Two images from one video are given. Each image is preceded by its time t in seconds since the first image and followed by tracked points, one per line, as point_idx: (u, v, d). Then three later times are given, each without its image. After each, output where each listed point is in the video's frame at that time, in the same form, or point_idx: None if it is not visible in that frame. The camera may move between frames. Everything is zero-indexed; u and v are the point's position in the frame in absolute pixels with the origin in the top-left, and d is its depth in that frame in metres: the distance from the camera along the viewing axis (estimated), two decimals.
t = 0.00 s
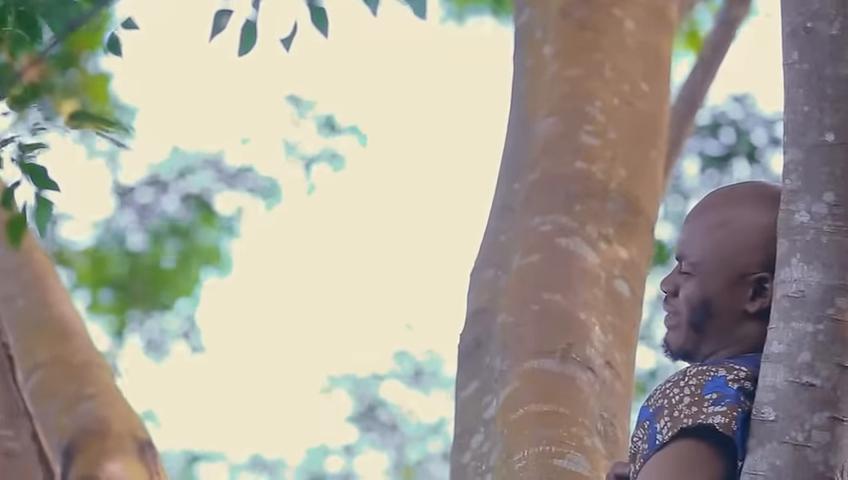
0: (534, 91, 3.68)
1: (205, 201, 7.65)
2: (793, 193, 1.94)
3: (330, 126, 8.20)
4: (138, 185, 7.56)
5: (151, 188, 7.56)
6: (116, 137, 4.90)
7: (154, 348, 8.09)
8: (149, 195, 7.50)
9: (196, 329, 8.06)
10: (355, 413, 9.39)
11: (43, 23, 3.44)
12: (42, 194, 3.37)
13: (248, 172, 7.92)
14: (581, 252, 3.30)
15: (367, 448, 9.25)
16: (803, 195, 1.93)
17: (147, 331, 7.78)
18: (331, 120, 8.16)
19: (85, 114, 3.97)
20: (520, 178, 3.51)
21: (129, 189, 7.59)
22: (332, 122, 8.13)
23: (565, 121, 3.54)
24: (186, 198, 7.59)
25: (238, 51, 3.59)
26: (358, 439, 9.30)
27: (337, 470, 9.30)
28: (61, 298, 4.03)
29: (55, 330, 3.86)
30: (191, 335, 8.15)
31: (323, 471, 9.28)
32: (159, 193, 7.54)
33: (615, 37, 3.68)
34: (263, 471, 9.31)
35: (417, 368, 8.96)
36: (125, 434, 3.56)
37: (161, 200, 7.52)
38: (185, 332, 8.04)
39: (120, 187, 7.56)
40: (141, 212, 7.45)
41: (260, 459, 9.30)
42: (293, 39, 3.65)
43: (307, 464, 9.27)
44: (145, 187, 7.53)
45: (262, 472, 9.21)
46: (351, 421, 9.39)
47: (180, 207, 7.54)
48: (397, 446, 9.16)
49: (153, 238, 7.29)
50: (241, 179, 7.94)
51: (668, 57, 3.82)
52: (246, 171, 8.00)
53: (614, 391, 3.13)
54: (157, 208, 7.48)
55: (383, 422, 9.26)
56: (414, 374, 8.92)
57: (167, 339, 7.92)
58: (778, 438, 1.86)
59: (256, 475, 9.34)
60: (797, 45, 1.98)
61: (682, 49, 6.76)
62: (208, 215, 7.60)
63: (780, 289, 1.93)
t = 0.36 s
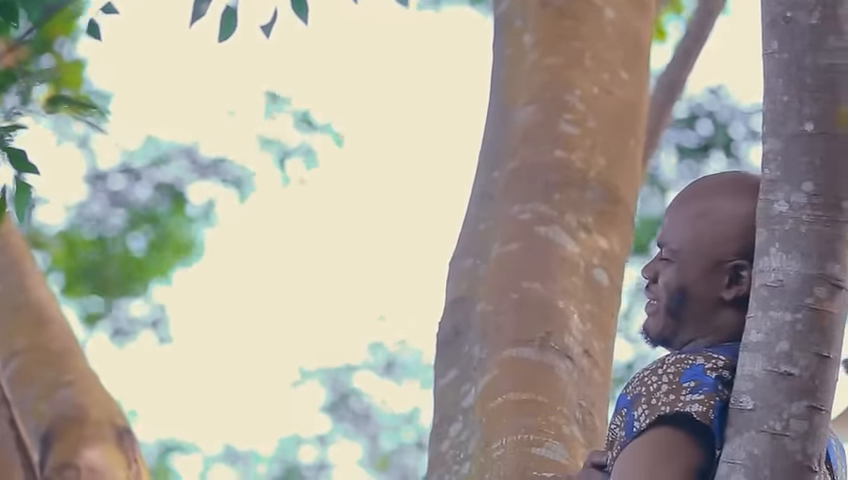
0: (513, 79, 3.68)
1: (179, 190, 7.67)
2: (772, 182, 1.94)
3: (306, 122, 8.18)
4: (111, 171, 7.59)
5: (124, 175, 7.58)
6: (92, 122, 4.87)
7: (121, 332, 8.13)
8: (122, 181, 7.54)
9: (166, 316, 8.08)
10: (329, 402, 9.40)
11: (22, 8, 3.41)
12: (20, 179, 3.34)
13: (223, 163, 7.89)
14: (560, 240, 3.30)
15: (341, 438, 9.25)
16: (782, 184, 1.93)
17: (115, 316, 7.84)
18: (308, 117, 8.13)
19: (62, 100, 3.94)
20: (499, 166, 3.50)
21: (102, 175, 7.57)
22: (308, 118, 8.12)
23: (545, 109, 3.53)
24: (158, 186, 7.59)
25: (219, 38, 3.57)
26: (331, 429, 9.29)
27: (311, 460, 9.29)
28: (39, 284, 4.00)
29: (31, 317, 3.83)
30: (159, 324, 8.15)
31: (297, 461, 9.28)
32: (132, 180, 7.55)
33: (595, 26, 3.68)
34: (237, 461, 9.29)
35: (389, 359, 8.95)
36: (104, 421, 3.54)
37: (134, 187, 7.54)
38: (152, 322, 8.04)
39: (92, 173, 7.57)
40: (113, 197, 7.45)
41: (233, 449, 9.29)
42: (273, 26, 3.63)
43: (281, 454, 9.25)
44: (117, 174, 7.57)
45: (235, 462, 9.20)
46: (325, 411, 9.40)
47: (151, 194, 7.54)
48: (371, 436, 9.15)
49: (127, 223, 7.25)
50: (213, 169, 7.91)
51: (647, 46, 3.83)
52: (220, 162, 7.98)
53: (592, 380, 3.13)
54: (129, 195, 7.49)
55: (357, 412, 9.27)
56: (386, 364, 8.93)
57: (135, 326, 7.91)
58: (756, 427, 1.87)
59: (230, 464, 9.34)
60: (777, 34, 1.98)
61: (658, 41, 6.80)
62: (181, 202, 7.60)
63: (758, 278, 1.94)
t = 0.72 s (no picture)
0: (493, 67, 3.68)
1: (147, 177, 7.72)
2: (751, 170, 1.95)
3: (275, 106, 8.16)
4: (81, 161, 7.66)
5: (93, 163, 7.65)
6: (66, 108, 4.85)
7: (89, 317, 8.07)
8: (93, 169, 7.65)
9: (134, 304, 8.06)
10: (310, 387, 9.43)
11: None
12: None
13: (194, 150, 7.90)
14: (539, 227, 3.30)
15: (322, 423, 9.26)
16: (761, 173, 1.93)
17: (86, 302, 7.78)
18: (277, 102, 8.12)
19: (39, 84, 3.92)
20: (479, 153, 3.50)
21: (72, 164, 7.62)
22: (277, 103, 8.10)
23: (524, 96, 3.53)
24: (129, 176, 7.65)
25: (199, 21, 3.55)
26: (312, 415, 9.29)
27: (291, 445, 9.30)
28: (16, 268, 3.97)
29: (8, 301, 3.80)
30: (128, 312, 8.13)
31: (277, 446, 9.27)
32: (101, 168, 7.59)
33: (574, 14, 3.68)
34: (215, 446, 9.27)
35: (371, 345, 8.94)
36: (81, 406, 3.52)
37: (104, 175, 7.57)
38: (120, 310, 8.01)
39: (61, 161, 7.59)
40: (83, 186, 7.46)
41: (212, 434, 9.27)
42: (254, 10, 3.62)
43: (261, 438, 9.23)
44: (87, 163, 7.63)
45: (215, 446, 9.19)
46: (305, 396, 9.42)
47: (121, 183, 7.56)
48: (352, 421, 9.16)
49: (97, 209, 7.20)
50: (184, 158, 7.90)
51: (626, 34, 3.83)
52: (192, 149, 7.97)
53: (571, 367, 3.13)
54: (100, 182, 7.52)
55: (339, 397, 9.31)
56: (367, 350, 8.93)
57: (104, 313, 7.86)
58: (734, 415, 1.87)
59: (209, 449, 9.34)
60: (756, 22, 1.98)
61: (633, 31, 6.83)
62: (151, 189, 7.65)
63: (737, 267, 1.94)
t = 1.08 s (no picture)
0: (471, 53, 3.67)
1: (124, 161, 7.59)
2: (730, 157, 1.95)
3: (252, 97, 8.12)
4: (57, 142, 7.53)
5: (69, 146, 7.48)
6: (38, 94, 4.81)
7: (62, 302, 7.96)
8: (68, 151, 7.48)
9: (106, 289, 7.98)
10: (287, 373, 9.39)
11: None
12: None
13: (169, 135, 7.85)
14: (518, 214, 3.30)
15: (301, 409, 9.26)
16: (740, 160, 1.94)
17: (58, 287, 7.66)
18: (252, 90, 8.08)
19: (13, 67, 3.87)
20: (458, 139, 3.49)
21: (47, 145, 7.49)
22: (253, 91, 8.06)
23: (503, 83, 3.53)
24: (104, 158, 7.52)
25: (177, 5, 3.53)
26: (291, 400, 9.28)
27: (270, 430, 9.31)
28: None
29: None
30: (102, 295, 8.11)
31: (256, 432, 9.27)
32: (77, 152, 7.45)
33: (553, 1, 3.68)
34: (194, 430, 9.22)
35: (349, 330, 8.94)
36: (58, 391, 3.49)
37: (79, 159, 7.44)
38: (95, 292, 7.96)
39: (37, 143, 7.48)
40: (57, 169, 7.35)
41: (191, 419, 9.24)
42: None
43: (241, 423, 9.23)
44: (63, 145, 7.48)
45: (194, 431, 9.15)
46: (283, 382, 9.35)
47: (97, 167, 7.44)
48: (329, 408, 9.17)
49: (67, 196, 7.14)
50: (158, 142, 7.83)
51: (606, 21, 3.83)
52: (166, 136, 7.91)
53: (549, 354, 3.13)
54: (74, 164, 7.40)
55: (316, 382, 9.29)
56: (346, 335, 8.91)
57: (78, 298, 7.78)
58: (711, 401, 1.87)
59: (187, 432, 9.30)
60: (735, 9, 2.00)
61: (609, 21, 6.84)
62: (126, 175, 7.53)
63: (715, 254, 1.94)
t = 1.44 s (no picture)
0: (449, 38, 3.67)
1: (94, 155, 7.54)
2: (708, 143, 1.96)
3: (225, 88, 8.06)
4: (28, 134, 7.38)
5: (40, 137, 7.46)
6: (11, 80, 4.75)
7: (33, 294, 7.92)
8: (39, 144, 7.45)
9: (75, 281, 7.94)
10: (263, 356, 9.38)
11: None
12: None
13: (140, 127, 7.81)
14: (495, 199, 3.30)
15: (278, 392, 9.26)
16: (718, 145, 1.94)
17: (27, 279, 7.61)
18: (226, 82, 8.02)
19: None
20: (435, 124, 3.48)
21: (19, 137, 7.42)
22: (227, 83, 8.00)
23: (481, 68, 3.53)
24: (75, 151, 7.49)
25: None
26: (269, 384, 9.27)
27: (248, 413, 9.30)
28: None
29: None
30: (72, 289, 8.12)
31: (233, 414, 9.31)
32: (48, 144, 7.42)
33: None
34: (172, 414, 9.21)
35: (327, 312, 8.95)
36: (34, 374, 3.28)
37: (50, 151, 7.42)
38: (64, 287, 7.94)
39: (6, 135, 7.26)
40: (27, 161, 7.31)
41: (169, 402, 9.20)
42: None
43: (217, 407, 9.27)
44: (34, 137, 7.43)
45: (172, 413, 9.12)
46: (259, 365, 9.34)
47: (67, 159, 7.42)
48: (306, 391, 9.17)
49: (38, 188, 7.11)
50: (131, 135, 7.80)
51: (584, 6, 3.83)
52: (137, 127, 7.86)
53: (526, 338, 3.13)
54: (45, 158, 7.42)
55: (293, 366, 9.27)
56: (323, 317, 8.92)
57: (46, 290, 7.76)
58: (688, 387, 1.87)
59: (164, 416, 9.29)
60: None
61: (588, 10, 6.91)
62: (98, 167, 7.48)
63: (692, 240, 1.95)
